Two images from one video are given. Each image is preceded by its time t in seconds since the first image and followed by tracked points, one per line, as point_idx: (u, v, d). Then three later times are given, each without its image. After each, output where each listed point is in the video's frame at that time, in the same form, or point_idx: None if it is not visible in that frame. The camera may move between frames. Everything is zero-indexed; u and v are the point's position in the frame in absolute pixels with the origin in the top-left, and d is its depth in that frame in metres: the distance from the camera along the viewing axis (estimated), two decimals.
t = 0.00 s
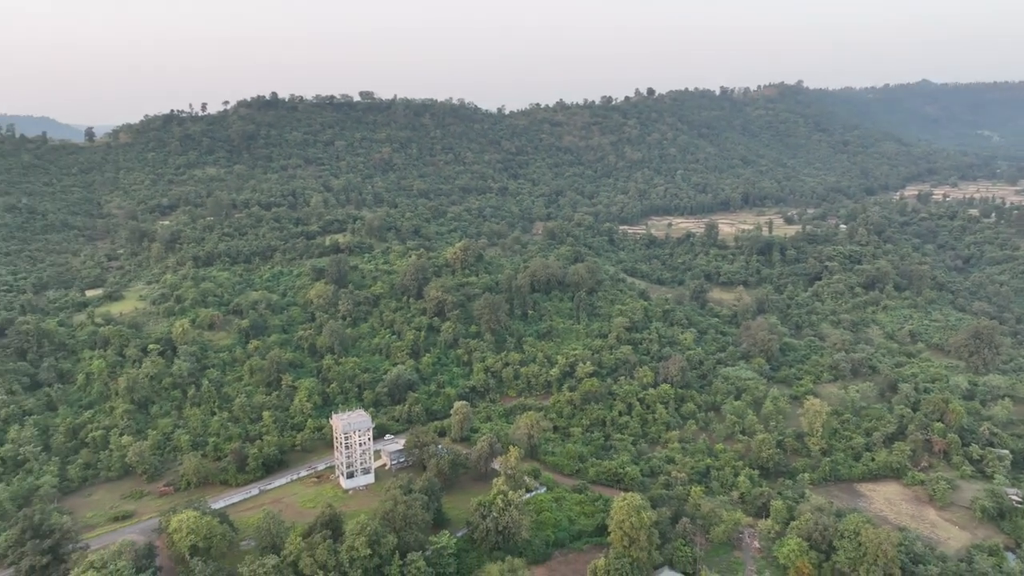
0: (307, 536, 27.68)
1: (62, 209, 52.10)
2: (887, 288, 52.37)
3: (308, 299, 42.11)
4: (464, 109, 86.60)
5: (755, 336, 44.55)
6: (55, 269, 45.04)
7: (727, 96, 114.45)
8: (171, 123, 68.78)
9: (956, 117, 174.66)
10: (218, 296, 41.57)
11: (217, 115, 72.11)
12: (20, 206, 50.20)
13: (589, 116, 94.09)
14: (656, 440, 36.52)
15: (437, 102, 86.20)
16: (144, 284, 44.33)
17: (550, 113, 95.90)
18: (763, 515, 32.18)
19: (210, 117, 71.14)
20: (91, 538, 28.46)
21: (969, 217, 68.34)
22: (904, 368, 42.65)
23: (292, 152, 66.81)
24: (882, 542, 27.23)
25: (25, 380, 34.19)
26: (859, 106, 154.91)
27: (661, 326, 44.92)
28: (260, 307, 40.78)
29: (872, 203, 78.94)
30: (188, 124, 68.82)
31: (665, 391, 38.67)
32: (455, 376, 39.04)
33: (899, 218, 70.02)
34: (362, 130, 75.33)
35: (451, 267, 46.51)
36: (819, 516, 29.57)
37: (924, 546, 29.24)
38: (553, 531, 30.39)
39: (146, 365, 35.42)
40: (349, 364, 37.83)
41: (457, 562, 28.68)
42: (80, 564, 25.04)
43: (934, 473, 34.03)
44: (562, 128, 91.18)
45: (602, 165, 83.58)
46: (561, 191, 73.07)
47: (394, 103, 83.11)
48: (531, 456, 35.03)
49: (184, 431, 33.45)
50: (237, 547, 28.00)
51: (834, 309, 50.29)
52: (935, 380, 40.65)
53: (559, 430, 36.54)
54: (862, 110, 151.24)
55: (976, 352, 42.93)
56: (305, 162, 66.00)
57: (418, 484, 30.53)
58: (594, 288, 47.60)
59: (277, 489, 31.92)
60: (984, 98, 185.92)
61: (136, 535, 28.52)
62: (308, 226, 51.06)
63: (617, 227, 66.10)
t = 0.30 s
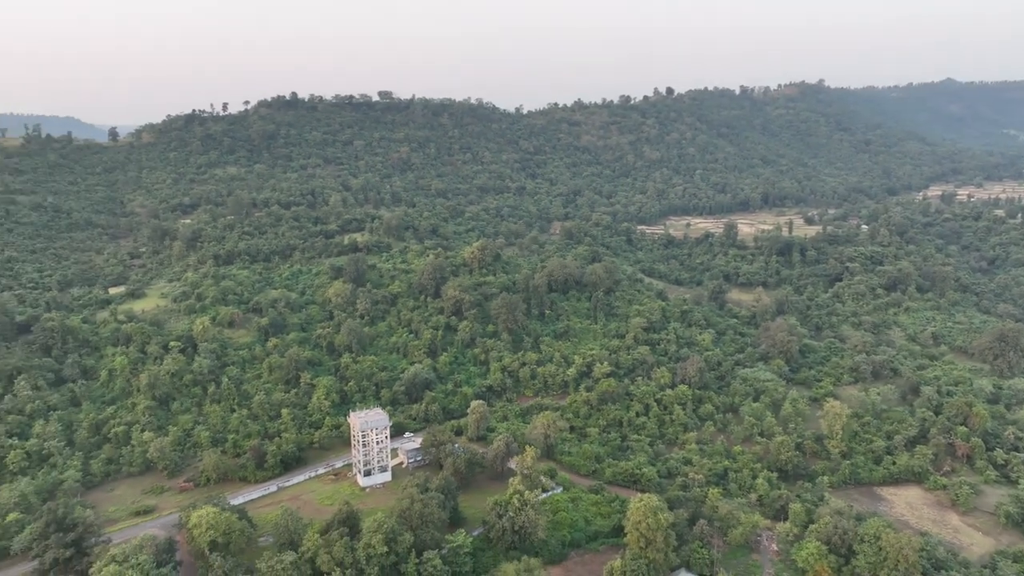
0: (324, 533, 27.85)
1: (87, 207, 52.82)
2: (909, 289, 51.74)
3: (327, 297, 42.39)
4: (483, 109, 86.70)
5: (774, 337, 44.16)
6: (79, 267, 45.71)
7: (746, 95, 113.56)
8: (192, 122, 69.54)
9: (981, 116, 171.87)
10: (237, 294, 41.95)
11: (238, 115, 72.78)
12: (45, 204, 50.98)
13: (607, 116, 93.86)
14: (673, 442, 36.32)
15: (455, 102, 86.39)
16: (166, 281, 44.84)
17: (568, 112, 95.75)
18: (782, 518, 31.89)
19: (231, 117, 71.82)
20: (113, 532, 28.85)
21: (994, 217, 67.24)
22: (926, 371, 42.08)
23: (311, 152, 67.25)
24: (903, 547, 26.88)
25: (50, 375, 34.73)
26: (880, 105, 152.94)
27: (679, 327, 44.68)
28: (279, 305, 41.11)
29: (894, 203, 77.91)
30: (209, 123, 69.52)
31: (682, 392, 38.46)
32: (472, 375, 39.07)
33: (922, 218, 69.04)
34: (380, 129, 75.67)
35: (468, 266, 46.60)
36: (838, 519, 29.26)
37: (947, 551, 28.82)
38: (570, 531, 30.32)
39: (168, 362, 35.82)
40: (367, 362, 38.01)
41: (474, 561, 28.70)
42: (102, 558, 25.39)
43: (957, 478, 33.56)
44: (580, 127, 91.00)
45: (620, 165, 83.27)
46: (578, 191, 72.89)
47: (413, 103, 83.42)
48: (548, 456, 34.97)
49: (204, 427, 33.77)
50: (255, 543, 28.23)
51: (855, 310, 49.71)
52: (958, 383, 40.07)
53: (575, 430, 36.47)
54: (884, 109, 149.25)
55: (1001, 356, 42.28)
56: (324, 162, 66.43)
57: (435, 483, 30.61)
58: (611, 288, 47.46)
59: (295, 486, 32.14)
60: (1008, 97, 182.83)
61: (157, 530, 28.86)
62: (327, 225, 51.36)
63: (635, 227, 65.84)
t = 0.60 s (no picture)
0: (341, 531, 28.01)
1: (110, 206, 53.53)
2: (932, 291, 51.11)
3: (345, 296, 42.64)
4: (501, 109, 86.76)
5: (793, 339, 43.76)
6: (103, 265, 46.37)
7: (765, 95, 112.63)
8: (214, 122, 70.28)
9: (1006, 116, 168.92)
10: (257, 293, 42.33)
11: (258, 115, 73.45)
12: (70, 203, 51.75)
13: (625, 116, 93.57)
14: (691, 443, 36.11)
15: (474, 102, 86.57)
16: (187, 280, 45.36)
17: (586, 112, 95.55)
18: (800, 521, 31.56)
19: (252, 117, 72.48)
20: (135, 527, 29.23)
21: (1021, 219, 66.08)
22: (949, 374, 41.49)
23: (330, 152, 67.72)
24: (924, 553, 26.52)
25: (74, 372, 35.27)
26: (903, 104, 150.91)
27: (697, 328, 44.41)
28: (298, 304, 41.41)
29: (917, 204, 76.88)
30: (230, 123, 70.19)
31: (700, 394, 38.22)
32: (489, 375, 39.09)
33: (946, 219, 68.02)
34: (398, 129, 76.01)
35: (486, 266, 46.66)
36: (858, 523, 28.91)
37: (969, 557, 28.38)
38: (586, 532, 30.23)
39: (188, 359, 36.23)
40: (385, 361, 38.18)
41: (489, 561, 28.72)
42: (124, 552, 25.72)
43: (980, 483, 33.05)
44: (598, 127, 90.78)
45: (638, 165, 82.91)
46: (596, 191, 72.67)
47: (431, 103, 83.70)
48: (564, 457, 34.91)
49: (223, 424, 34.09)
50: (272, 540, 28.44)
51: (877, 312, 49.12)
52: (982, 388, 39.46)
53: (592, 431, 36.38)
54: (906, 109, 147.21)
55: None
56: (343, 162, 66.83)
57: (452, 482, 30.68)
58: (629, 288, 47.31)
59: (313, 484, 32.34)
60: None
61: (177, 525, 29.20)
62: (346, 224, 51.65)
63: (653, 228, 65.56)
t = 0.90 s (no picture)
0: (358, 529, 28.15)
1: (133, 205, 54.22)
2: (955, 294, 50.41)
3: (363, 295, 42.88)
4: (519, 109, 86.72)
5: (813, 341, 43.32)
6: (125, 263, 47.00)
7: (785, 95, 111.64)
8: (235, 122, 70.97)
9: None
10: (276, 291, 42.66)
11: (279, 115, 74.07)
12: (94, 201, 52.46)
13: (644, 116, 93.23)
14: (708, 445, 35.89)
15: (492, 102, 86.68)
16: (207, 278, 45.83)
17: (604, 112, 95.32)
18: (819, 525, 31.23)
19: (272, 117, 73.07)
20: (155, 522, 29.59)
21: None
22: (973, 378, 40.87)
23: (348, 151, 68.14)
24: (946, 559, 26.16)
25: (97, 368, 35.74)
26: (927, 104, 148.77)
27: (715, 329, 44.12)
28: (316, 302, 41.69)
29: (940, 205, 75.78)
30: (250, 123, 70.82)
31: (718, 396, 37.96)
32: (506, 375, 39.08)
33: (969, 221, 66.99)
34: (417, 129, 76.27)
35: (503, 266, 46.72)
36: (878, 528, 28.54)
37: (993, 564, 27.95)
38: (602, 533, 30.13)
39: (208, 357, 36.59)
40: (402, 360, 38.32)
41: (505, 561, 28.72)
42: (144, 546, 26.02)
43: (1004, 489, 32.53)
44: (616, 127, 90.48)
45: (656, 165, 82.53)
46: (614, 191, 72.42)
47: (449, 103, 83.93)
48: (580, 457, 34.83)
49: (242, 421, 34.37)
50: (290, 537, 28.65)
51: (898, 315, 48.51)
52: (1007, 392, 38.82)
53: (608, 432, 36.27)
54: (929, 108, 145.07)
55: None
56: (362, 161, 67.22)
57: (468, 481, 30.71)
58: (647, 289, 47.12)
59: (330, 481, 32.55)
60: None
61: (196, 521, 29.52)
62: (364, 223, 51.91)
63: (671, 228, 65.25)
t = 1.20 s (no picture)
0: (374, 527, 28.28)
1: (155, 204, 54.88)
2: (980, 297, 49.61)
3: (381, 295, 43.08)
4: (537, 109, 86.68)
5: (833, 343, 42.87)
6: (147, 261, 47.60)
7: (806, 94, 110.57)
8: (255, 122, 71.61)
9: None
10: (295, 290, 42.99)
11: (299, 115, 74.62)
12: (117, 200, 53.15)
13: (663, 116, 92.84)
14: (726, 447, 35.65)
15: (510, 102, 86.72)
16: (228, 277, 46.28)
17: (622, 112, 95.01)
18: (838, 530, 30.88)
19: (292, 117, 73.64)
20: (175, 517, 29.93)
21: None
22: (998, 382, 40.22)
23: (367, 151, 68.53)
24: (969, 565, 25.77)
25: (119, 364, 36.21)
26: (952, 104, 146.57)
27: (734, 331, 43.80)
28: (334, 301, 41.95)
29: (964, 207, 74.62)
30: (271, 123, 71.43)
31: (736, 398, 37.67)
32: (522, 375, 39.06)
33: (995, 223, 65.88)
34: (435, 129, 76.52)
35: (520, 266, 46.72)
36: (899, 533, 28.16)
37: (1017, 572, 27.49)
38: (618, 535, 30.03)
39: (228, 354, 36.94)
40: (419, 359, 38.43)
41: (521, 561, 28.69)
42: (165, 542, 26.33)
43: None
44: (634, 127, 90.15)
45: (675, 165, 82.06)
46: (632, 192, 72.13)
47: (468, 103, 84.11)
48: (596, 458, 34.74)
49: (261, 419, 34.65)
50: (307, 534, 28.86)
51: (921, 317, 47.86)
52: None
53: (625, 433, 36.14)
54: (954, 108, 142.84)
55: None
56: (381, 161, 67.56)
57: (484, 481, 30.75)
58: (665, 289, 46.89)
59: (347, 479, 32.73)
60: None
61: (215, 517, 29.82)
62: (382, 223, 52.13)
63: (690, 229, 64.88)
